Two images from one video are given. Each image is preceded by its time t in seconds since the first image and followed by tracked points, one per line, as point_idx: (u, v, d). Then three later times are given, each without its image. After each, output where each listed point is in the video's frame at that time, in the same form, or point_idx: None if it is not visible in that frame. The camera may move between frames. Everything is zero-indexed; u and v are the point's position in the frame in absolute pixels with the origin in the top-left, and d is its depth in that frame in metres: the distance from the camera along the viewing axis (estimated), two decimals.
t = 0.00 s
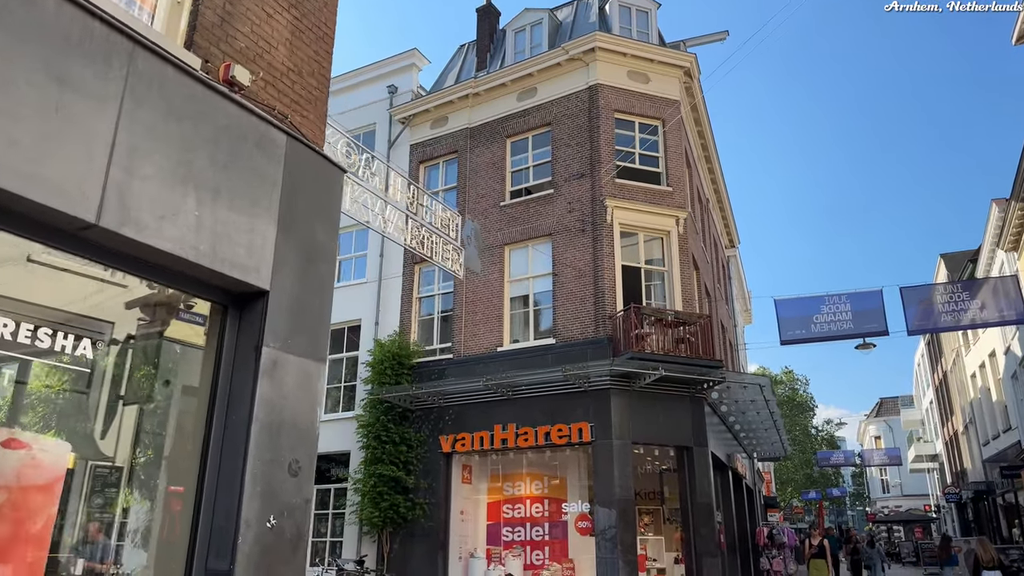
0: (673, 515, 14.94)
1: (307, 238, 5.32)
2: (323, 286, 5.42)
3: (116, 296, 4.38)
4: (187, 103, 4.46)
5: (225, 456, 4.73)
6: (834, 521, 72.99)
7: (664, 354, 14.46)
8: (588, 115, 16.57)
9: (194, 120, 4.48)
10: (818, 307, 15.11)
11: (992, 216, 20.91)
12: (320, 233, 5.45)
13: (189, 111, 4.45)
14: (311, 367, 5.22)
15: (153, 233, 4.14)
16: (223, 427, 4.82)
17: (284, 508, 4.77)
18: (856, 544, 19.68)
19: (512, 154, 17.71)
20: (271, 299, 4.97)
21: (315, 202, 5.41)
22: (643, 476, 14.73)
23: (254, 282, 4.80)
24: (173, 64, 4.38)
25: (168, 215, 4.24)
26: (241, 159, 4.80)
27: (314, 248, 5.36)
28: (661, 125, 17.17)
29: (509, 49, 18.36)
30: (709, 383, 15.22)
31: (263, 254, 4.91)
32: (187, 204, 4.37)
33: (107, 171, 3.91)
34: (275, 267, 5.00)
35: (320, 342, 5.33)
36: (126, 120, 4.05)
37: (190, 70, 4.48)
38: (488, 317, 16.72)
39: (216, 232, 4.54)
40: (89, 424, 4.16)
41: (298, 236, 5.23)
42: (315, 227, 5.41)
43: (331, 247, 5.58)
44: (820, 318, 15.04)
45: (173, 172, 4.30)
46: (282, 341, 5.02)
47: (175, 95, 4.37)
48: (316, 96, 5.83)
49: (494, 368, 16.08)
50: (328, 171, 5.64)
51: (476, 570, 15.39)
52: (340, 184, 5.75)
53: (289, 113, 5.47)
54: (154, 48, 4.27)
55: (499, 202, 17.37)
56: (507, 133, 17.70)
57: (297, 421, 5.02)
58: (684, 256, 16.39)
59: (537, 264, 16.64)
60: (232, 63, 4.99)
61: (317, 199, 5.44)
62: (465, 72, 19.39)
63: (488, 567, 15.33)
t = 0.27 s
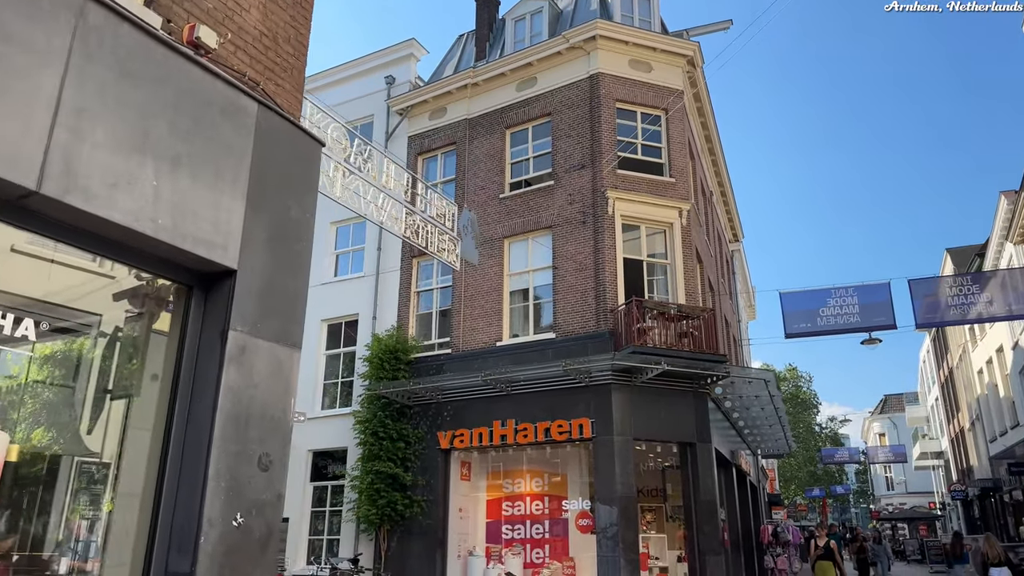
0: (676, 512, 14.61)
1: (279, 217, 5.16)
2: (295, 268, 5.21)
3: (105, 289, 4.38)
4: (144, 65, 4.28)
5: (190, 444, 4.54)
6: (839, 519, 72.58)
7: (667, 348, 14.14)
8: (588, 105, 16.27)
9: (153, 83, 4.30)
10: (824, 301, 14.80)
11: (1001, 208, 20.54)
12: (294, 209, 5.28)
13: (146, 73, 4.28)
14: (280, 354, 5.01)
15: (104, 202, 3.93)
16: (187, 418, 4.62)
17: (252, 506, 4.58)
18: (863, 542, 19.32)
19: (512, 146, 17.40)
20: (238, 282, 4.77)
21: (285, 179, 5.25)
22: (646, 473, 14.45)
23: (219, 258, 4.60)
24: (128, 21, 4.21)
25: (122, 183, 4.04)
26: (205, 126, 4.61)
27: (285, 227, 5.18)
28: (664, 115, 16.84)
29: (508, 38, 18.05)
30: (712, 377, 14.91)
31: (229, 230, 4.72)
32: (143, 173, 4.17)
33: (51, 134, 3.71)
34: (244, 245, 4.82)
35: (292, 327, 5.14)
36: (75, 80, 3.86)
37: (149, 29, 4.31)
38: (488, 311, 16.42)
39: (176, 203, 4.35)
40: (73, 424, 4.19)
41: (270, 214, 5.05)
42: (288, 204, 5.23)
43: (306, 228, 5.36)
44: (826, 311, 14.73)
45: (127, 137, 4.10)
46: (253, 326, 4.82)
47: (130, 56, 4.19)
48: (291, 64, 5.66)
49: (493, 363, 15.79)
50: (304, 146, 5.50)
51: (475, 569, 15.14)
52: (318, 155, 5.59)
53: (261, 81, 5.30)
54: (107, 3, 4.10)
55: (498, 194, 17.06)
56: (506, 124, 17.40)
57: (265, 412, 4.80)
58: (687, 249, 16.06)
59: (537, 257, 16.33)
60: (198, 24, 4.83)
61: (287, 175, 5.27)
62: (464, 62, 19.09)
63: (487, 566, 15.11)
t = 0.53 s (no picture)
0: (678, 508, 14.40)
1: (245, 186, 4.87)
2: (265, 244, 4.96)
3: (91, 278, 4.25)
4: (95, 16, 3.96)
5: (147, 426, 4.22)
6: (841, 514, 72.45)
7: (669, 340, 13.89)
8: (589, 92, 15.96)
9: (102, 34, 3.99)
10: (829, 291, 14.51)
11: (1009, 199, 20.24)
12: (264, 181, 5.01)
13: (97, 25, 3.96)
14: (244, 333, 4.69)
15: (48, 164, 3.62)
16: (144, 404, 4.29)
17: (216, 498, 4.29)
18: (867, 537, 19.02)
19: (511, 135, 17.09)
20: (199, 254, 4.47)
21: (253, 147, 4.96)
22: (647, 468, 14.26)
23: (177, 228, 4.29)
24: None
25: (70, 142, 3.74)
26: (162, 86, 4.30)
27: (253, 200, 4.90)
28: (666, 104, 16.54)
29: (507, 26, 17.73)
30: (716, 370, 14.60)
31: (190, 199, 4.43)
32: (92, 132, 3.86)
33: None
34: (206, 213, 4.52)
35: (262, 305, 4.84)
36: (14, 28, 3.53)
37: None
38: (486, 303, 16.13)
39: (131, 165, 4.07)
40: (61, 415, 4.04)
41: (235, 184, 4.78)
42: (257, 173, 4.96)
43: (279, 201, 5.10)
44: (831, 302, 14.43)
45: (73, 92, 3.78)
46: (216, 302, 4.52)
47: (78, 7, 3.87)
48: (263, 26, 5.42)
49: (492, 356, 15.50)
50: (277, 115, 5.24)
51: (473, 565, 14.94)
52: (290, 123, 5.34)
53: (230, 41, 5.05)
54: None
55: (497, 184, 16.76)
56: (505, 113, 17.09)
57: (235, 397, 4.54)
58: (689, 240, 15.76)
59: (537, 248, 16.03)
60: None
61: (256, 141, 4.99)
62: (463, 50, 18.78)
63: (486, 562, 14.88)
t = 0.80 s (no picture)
0: (680, 497, 14.11)
1: (207, 145, 4.74)
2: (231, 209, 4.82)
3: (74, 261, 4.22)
4: None
5: (94, 395, 4.05)
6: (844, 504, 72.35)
7: (671, 327, 13.62)
8: (589, 74, 15.60)
9: None
10: (836, 276, 14.21)
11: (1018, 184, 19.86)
12: (227, 139, 4.89)
13: None
14: (204, 302, 4.55)
15: None
16: (90, 375, 4.10)
17: (169, 484, 4.13)
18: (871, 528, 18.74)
19: (510, 118, 16.73)
20: (152, 219, 4.28)
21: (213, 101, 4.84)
22: (649, 457, 13.95)
23: (124, 185, 4.11)
24: None
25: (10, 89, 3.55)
26: (107, 30, 4.11)
27: (217, 154, 4.80)
28: (668, 85, 16.18)
29: (506, 7, 17.35)
30: (719, 357, 14.29)
31: (141, 155, 4.26)
32: (25, 76, 3.63)
33: None
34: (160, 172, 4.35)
35: (222, 275, 4.69)
36: None
37: None
38: (485, 290, 15.83)
39: (71, 115, 3.86)
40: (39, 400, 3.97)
41: (193, 142, 4.63)
42: (219, 128, 4.85)
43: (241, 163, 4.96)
44: (838, 286, 14.15)
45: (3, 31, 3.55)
46: (171, 271, 4.35)
47: None
48: None
49: (491, 344, 15.21)
50: (243, 70, 5.14)
51: (472, 555, 14.74)
52: (258, 74, 5.25)
53: None
54: None
55: (496, 169, 16.42)
56: (504, 95, 16.73)
57: (193, 375, 4.39)
58: (692, 225, 15.43)
59: (536, 234, 15.70)
60: None
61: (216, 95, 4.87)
62: (461, 32, 18.41)
63: (484, 552, 14.65)
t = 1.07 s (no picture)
0: (683, 488, 13.81)
1: (162, 98, 4.75)
2: (189, 175, 4.84)
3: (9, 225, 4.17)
4: None
5: (33, 360, 4.00)
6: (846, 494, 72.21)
7: (675, 314, 13.32)
8: (591, 55, 15.24)
9: None
10: (843, 261, 13.89)
11: None
12: (181, 94, 4.88)
13: None
14: (157, 270, 4.55)
15: None
16: (28, 342, 4.07)
17: (116, 473, 4.08)
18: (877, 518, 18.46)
19: (509, 102, 16.38)
20: (97, 176, 4.25)
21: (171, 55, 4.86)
22: (651, 446, 13.65)
23: (64, 139, 4.07)
24: None
25: None
26: None
27: (174, 110, 4.80)
28: (672, 67, 15.85)
29: None
30: (723, 345, 13.99)
31: (84, 105, 4.23)
32: None
33: None
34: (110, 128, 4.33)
35: (176, 241, 4.70)
36: None
37: None
38: (484, 277, 15.52)
39: None
40: None
41: (144, 95, 4.63)
42: (175, 82, 4.85)
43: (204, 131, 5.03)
44: (844, 272, 13.83)
45: None
46: (120, 236, 4.33)
47: None
48: None
49: (490, 331, 14.93)
50: (202, 28, 5.17)
51: (471, 546, 14.47)
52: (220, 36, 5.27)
53: None
54: None
55: (495, 153, 16.08)
56: (503, 78, 16.38)
57: (148, 352, 4.39)
58: (696, 209, 15.09)
59: (536, 219, 15.38)
60: None
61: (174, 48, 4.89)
62: (460, 14, 18.03)
63: (484, 543, 14.36)
